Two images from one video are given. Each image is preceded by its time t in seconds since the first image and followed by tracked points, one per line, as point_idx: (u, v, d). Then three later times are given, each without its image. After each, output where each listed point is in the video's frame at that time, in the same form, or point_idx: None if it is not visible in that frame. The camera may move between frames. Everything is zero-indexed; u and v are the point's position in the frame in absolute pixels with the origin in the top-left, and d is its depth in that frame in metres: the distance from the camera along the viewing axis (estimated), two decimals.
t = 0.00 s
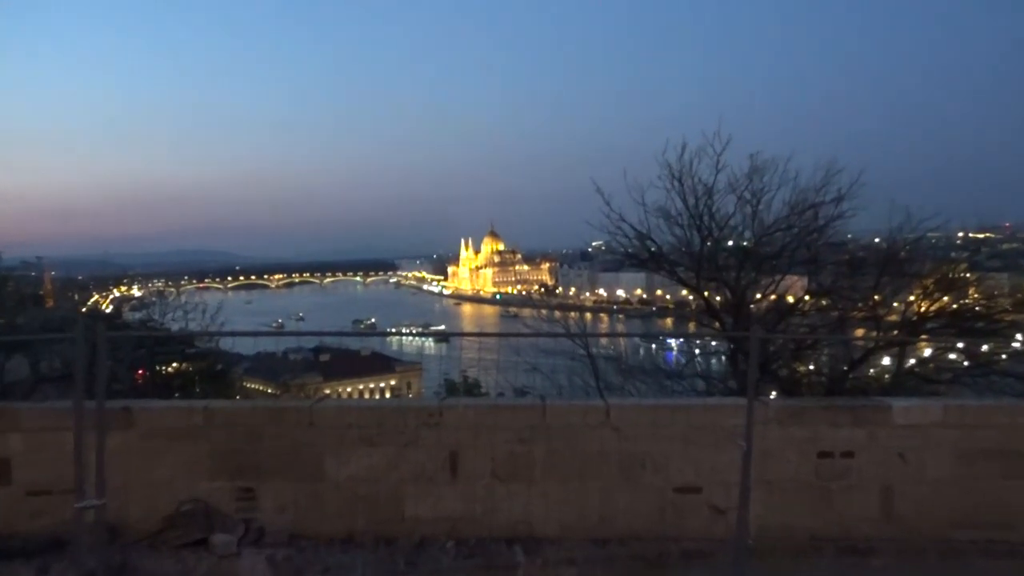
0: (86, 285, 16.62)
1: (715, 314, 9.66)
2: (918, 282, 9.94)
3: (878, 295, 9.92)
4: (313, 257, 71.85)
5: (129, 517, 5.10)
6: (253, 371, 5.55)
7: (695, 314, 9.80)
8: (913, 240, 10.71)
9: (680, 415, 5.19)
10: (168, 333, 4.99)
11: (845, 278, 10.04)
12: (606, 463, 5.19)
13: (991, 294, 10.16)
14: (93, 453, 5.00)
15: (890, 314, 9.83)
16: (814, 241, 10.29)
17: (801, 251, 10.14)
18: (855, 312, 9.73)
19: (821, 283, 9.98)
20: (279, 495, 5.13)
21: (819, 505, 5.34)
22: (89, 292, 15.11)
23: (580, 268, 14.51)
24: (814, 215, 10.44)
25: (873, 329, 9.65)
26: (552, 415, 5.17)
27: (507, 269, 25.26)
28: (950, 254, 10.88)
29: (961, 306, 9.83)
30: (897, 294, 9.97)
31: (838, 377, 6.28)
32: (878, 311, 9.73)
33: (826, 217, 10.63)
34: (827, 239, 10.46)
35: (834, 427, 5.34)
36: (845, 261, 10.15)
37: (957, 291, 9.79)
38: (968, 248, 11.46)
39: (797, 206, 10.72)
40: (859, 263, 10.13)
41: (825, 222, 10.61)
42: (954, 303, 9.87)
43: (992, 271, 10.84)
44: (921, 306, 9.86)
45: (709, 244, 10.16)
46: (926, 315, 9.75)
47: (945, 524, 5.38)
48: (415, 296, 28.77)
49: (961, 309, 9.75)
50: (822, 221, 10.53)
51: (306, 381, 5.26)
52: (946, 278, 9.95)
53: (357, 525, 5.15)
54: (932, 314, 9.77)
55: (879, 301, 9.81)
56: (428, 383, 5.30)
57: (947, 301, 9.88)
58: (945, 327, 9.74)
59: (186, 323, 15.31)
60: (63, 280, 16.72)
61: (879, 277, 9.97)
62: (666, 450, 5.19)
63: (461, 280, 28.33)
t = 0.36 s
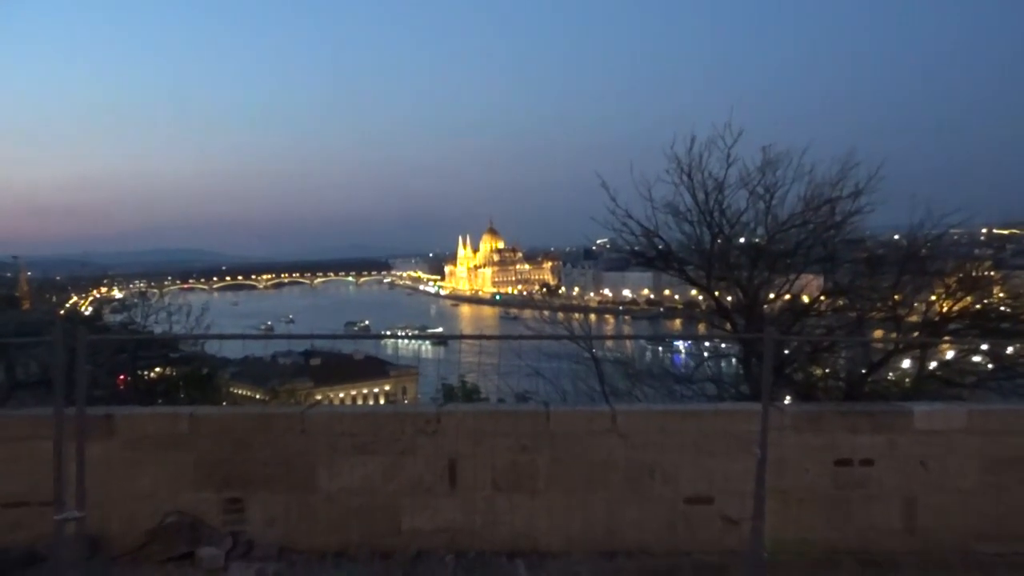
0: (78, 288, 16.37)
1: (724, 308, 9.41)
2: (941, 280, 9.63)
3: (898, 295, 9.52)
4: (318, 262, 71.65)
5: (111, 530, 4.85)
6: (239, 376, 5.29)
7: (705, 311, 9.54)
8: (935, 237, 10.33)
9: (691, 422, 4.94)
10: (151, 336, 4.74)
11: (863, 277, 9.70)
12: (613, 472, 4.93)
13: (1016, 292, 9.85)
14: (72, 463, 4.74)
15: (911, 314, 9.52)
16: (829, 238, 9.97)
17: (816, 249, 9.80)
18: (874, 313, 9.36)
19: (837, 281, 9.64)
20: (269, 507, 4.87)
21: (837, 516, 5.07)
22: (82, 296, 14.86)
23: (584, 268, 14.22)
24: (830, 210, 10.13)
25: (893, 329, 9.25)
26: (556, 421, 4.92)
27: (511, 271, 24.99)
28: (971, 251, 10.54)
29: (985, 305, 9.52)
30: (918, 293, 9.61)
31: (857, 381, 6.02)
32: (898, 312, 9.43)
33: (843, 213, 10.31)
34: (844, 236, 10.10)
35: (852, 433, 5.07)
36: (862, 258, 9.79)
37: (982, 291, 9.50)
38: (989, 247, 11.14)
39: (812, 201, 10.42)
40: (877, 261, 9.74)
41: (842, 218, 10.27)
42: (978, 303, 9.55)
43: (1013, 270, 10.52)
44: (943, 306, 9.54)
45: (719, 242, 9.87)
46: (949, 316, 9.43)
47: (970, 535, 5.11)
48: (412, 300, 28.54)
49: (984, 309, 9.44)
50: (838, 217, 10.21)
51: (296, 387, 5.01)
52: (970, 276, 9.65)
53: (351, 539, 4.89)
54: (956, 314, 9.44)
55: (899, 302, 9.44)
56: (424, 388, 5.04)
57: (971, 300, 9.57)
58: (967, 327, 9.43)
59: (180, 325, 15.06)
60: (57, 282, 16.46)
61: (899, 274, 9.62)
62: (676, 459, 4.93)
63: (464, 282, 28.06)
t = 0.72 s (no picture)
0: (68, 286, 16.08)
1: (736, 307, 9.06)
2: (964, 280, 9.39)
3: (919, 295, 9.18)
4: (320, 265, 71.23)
5: (92, 543, 4.61)
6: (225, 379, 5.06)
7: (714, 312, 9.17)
8: (957, 234, 9.97)
9: (701, 428, 4.70)
10: (134, 338, 4.52)
11: (881, 277, 9.27)
12: (619, 481, 4.69)
13: None
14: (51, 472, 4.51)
15: (932, 315, 9.24)
16: (846, 236, 9.48)
17: (833, 246, 9.34)
18: (892, 313, 9.04)
19: (854, 281, 9.24)
20: (258, 518, 4.63)
21: (855, 528, 4.82)
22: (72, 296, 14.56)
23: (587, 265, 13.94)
24: (848, 207, 9.59)
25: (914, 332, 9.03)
26: (560, 428, 4.68)
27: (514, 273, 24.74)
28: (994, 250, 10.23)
29: (1010, 307, 9.35)
30: (939, 293, 9.28)
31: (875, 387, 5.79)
32: (918, 314, 9.11)
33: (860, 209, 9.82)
34: (862, 234, 9.60)
35: (870, 441, 4.82)
36: (881, 257, 9.40)
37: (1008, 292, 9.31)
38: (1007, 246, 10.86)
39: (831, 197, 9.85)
40: (897, 260, 9.36)
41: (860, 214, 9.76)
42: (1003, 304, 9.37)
43: None
44: (966, 307, 9.34)
45: (732, 240, 9.40)
46: (971, 318, 9.22)
47: (994, 548, 4.86)
48: (410, 301, 28.32)
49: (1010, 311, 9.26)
50: (857, 214, 9.68)
51: (286, 393, 4.78)
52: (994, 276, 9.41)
53: (344, 552, 4.65)
54: (978, 316, 9.25)
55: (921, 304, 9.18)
56: (420, 393, 4.78)
57: (996, 301, 9.36)
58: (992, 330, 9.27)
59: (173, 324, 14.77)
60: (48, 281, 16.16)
61: (920, 275, 9.32)
62: (686, 468, 4.70)
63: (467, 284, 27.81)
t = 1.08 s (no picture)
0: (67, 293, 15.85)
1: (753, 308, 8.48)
2: (992, 280, 8.72)
3: (946, 296, 8.50)
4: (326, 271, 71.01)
5: (73, 559, 4.36)
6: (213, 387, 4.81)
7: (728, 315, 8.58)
8: (984, 232, 9.26)
9: (713, 437, 4.47)
10: (116, 344, 4.29)
11: (906, 278, 8.61)
12: (629, 494, 4.45)
13: None
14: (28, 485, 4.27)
15: (957, 317, 8.60)
16: (867, 234, 8.77)
17: (853, 246, 8.68)
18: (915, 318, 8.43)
19: (876, 282, 8.60)
20: (248, 533, 4.39)
21: (877, 543, 4.57)
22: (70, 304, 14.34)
23: (595, 269, 13.68)
24: (870, 202, 8.88)
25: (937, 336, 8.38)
26: (565, 437, 4.44)
27: (522, 279, 24.50)
28: None
29: None
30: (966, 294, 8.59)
31: (899, 393, 5.57)
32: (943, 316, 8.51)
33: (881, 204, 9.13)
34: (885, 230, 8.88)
35: (893, 450, 4.57)
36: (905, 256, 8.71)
37: None
38: None
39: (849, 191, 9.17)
40: (921, 259, 8.68)
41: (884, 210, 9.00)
42: None
43: None
44: (992, 308, 8.70)
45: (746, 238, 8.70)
46: (1000, 320, 8.59)
47: None
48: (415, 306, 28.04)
49: None
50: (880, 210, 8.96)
51: (276, 401, 4.52)
52: None
53: (338, 569, 4.41)
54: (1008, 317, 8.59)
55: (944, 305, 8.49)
56: (418, 402, 4.51)
57: None
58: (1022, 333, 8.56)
59: (171, 330, 14.53)
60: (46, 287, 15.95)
61: (946, 274, 8.63)
62: (698, 480, 4.47)
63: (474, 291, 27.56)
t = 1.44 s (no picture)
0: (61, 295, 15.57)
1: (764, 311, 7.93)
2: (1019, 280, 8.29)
3: (970, 298, 8.09)
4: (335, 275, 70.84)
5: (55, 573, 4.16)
6: (200, 395, 4.59)
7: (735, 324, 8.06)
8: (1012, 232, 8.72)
9: (727, 446, 4.26)
10: (100, 347, 4.08)
11: (929, 279, 8.09)
12: (638, 505, 4.24)
13: None
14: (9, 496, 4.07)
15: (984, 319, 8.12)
16: (889, 233, 8.21)
17: (875, 244, 8.12)
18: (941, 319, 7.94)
19: (899, 282, 8.05)
20: (240, 546, 4.19)
21: (900, 555, 4.34)
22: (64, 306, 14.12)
23: (603, 269, 13.45)
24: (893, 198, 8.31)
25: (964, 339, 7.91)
26: (572, 446, 4.22)
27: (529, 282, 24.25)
28: None
29: None
30: (994, 295, 8.13)
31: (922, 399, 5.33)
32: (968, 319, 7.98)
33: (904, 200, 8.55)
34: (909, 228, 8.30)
35: (917, 458, 4.33)
36: (929, 255, 8.16)
37: None
38: None
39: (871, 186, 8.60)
40: (947, 258, 8.13)
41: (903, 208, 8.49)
42: None
43: None
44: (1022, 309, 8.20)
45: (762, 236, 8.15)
46: None
47: None
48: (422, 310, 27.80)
49: None
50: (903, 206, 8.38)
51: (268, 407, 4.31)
52: None
53: None
54: None
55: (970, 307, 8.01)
56: (415, 408, 4.35)
57: None
58: None
59: (161, 336, 14.24)
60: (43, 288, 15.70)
61: (972, 272, 8.15)
62: (712, 491, 4.25)
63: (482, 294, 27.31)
